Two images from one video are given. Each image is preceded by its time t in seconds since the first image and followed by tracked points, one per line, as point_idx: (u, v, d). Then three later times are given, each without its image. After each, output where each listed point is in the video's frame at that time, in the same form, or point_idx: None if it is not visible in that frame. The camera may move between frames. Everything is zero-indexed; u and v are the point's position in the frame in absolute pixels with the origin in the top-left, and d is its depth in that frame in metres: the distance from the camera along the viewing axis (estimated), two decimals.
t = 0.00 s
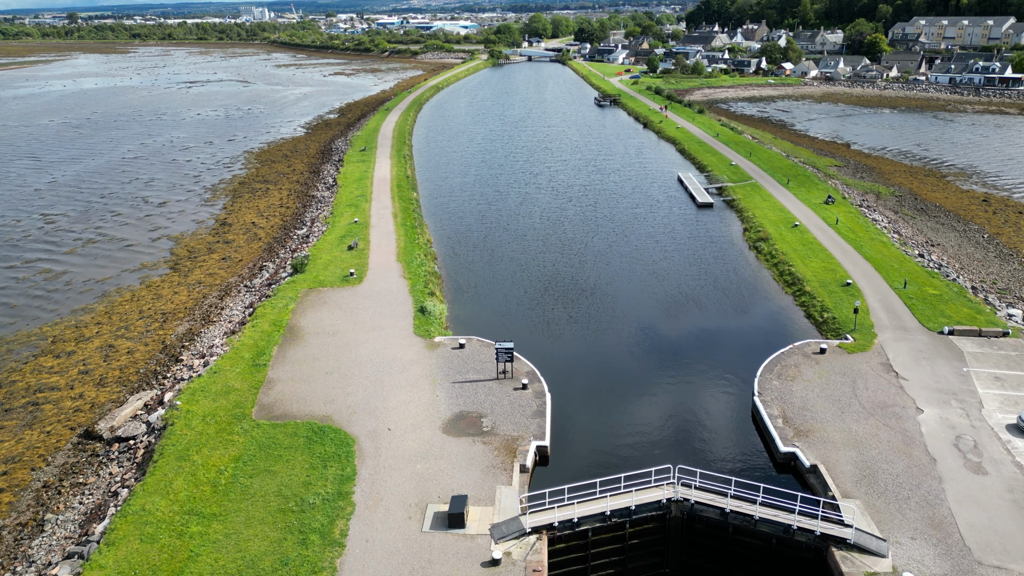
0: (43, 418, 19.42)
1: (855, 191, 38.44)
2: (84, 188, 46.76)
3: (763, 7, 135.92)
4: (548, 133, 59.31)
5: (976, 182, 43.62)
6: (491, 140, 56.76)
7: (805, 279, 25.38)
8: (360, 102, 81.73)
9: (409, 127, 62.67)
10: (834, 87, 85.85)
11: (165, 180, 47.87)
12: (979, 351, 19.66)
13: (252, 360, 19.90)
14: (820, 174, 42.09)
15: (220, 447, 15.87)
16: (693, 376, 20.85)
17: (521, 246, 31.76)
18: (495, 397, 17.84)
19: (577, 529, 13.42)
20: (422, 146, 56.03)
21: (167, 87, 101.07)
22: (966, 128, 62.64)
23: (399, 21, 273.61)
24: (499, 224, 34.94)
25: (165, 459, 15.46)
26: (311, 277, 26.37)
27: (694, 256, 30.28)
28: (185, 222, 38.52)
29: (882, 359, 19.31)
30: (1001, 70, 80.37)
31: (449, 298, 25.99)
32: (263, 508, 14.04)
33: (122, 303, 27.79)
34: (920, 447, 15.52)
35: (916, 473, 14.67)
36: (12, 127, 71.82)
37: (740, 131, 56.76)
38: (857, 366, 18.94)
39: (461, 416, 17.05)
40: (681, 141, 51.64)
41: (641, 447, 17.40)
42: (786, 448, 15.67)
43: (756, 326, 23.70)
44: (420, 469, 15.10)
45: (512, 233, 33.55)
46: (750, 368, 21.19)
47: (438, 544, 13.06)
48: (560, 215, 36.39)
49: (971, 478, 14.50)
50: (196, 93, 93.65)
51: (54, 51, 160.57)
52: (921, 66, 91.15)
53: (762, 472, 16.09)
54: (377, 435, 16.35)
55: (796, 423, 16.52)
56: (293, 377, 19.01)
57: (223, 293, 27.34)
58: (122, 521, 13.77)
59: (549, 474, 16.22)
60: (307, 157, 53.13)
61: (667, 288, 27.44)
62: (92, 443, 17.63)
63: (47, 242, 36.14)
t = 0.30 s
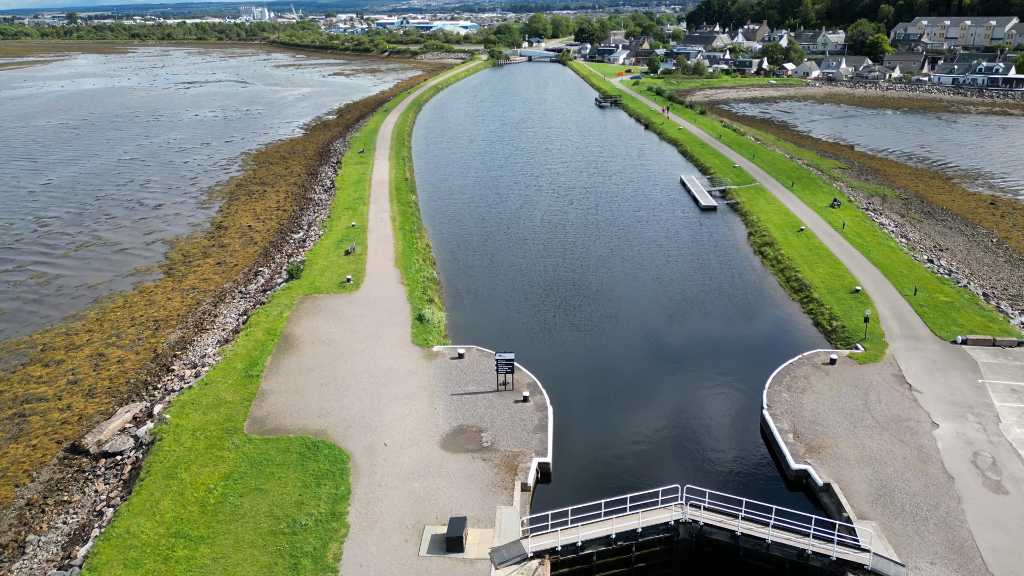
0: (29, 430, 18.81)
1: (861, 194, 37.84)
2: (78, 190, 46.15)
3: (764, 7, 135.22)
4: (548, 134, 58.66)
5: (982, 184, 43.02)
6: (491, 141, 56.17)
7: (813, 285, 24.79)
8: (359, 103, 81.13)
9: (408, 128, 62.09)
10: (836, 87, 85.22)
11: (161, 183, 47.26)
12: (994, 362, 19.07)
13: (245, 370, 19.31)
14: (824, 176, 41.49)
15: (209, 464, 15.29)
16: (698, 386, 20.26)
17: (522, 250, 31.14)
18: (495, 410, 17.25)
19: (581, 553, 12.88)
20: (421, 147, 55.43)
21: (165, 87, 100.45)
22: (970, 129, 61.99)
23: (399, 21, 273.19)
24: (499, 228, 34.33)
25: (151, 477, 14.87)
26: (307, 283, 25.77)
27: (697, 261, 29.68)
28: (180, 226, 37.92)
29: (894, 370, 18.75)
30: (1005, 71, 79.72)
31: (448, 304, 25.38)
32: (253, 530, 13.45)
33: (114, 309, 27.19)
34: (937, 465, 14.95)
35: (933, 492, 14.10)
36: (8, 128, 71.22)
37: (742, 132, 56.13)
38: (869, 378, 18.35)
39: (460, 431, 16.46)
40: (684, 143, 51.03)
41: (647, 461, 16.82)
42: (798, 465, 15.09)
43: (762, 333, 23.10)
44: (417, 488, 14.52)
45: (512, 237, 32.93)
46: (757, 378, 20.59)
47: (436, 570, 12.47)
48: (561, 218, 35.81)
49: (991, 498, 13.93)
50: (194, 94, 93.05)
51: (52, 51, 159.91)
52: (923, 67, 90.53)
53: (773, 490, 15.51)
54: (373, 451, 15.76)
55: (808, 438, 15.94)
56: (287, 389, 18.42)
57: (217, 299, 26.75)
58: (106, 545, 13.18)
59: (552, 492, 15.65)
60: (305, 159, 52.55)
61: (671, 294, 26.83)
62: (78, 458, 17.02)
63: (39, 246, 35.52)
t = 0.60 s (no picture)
0: (15, 444, 18.22)
1: (866, 197, 37.25)
2: (73, 192, 45.57)
3: (765, 7, 134.60)
4: (549, 135, 58.05)
5: (989, 187, 42.42)
6: (490, 143, 55.59)
7: (820, 292, 24.20)
8: (358, 104, 80.54)
9: (408, 129, 61.51)
10: (838, 88, 84.62)
11: (157, 185, 46.67)
12: (1010, 373, 18.47)
13: (237, 382, 18.73)
14: (829, 179, 40.90)
15: (198, 482, 14.72)
16: (707, 397, 19.64)
17: (523, 255, 30.55)
18: (495, 424, 16.66)
19: None
20: (420, 148, 54.84)
21: (163, 88, 99.84)
22: (975, 131, 61.34)
23: (398, 22, 272.68)
24: (500, 232, 33.75)
25: (137, 497, 14.31)
26: (302, 289, 25.18)
27: (701, 266, 29.07)
28: (175, 229, 37.34)
29: (907, 382, 18.18)
30: (1008, 71, 79.08)
31: (447, 311, 24.77)
32: (242, 554, 12.86)
33: (105, 316, 26.62)
34: (955, 483, 14.36)
35: (952, 513, 13.53)
36: (4, 129, 70.66)
37: (745, 134, 55.51)
38: (881, 390, 17.76)
39: (459, 446, 15.88)
40: (686, 144, 50.44)
41: (653, 475, 16.23)
42: (810, 484, 14.52)
43: (769, 341, 22.48)
44: (415, 508, 13.93)
45: (513, 241, 32.32)
46: (765, 388, 19.98)
47: None
48: (562, 221, 35.25)
49: (1013, 519, 13.34)
50: (192, 95, 92.45)
51: (51, 51, 159.28)
52: (926, 67, 89.91)
53: (783, 508, 14.90)
54: (368, 468, 15.18)
55: (820, 455, 15.35)
56: (280, 402, 17.83)
57: (211, 306, 26.18)
58: (87, 570, 12.62)
59: (554, 509, 15.08)
60: (302, 161, 51.97)
61: (674, 300, 26.23)
62: (63, 474, 16.44)
63: (31, 250, 34.92)
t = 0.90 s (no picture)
0: None
1: (872, 200, 36.65)
2: (67, 195, 44.97)
3: (766, 7, 133.99)
4: (549, 137, 57.48)
5: (995, 189, 41.85)
6: (490, 144, 55.01)
7: (829, 299, 23.60)
8: (357, 104, 79.95)
9: (407, 130, 60.90)
10: (840, 88, 84.06)
11: (152, 187, 46.06)
12: None
13: (228, 394, 18.13)
14: (833, 181, 40.31)
15: (185, 502, 14.14)
16: (712, 408, 19.04)
17: (523, 260, 29.95)
18: (495, 439, 16.08)
19: None
20: (418, 150, 54.28)
21: (161, 88, 99.21)
22: (979, 132, 60.76)
23: (397, 22, 272.14)
24: (499, 236, 33.15)
25: (121, 518, 13.72)
26: (297, 296, 24.59)
27: (705, 271, 28.52)
28: (169, 233, 36.72)
29: (921, 394, 17.61)
30: (1011, 72, 78.47)
31: (446, 319, 24.16)
32: None
33: (96, 323, 26.02)
34: (974, 503, 13.80)
35: (972, 536, 12.97)
36: None
37: (747, 135, 54.84)
38: (894, 404, 17.18)
39: (458, 463, 15.29)
40: (687, 146, 49.87)
41: (658, 491, 15.70)
42: (824, 504, 13.92)
43: (777, 350, 21.90)
44: (411, 530, 13.35)
45: (513, 245, 31.73)
46: (774, 400, 19.38)
47: None
48: (563, 225, 34.68)
49: None
50: (189, 95, 91.79)
51: (49, 51, 158.57)
52: (928, 68, 89.31)
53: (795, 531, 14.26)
54: (363, 487, 14.59)
55: (833, 472, 14.78)
56: (272, 415, 17.23)
57: (204, 313, 25.58)
58: None
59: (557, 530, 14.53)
60: (300, 162, 51.36)
61: (678, 306, 25.63)
62: (46, 491, 15.82)
63: (23, 255, 34.32)
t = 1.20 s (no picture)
0: None
1: (878, 203, 36.08)
2: (61, 197, 44.36)
3: (766, 7, 133.40)
4: (549, 138, 56.82)
5: (1002, 192, 41.27)
6: (490, 145, 54.44)
7: (837, 306, 23.01)
8: (356, 104, 79.35)
9: (405, 131, 60.28)
10: (843, 89, 83.51)
11: (147, 189, 45.42)
12: None
13: (219, 407, 17.52)
14: (837, 183, 39.71)
15: (172, 523, 13.56)
16: (720, 423, 18.45)
17: (523, 265, 29.38)
18: (496, 456, 15.47)
19: None
20: (417, 151, 53.70)
21: (159, 89, 98.55)
22: (983, 133, 60.18)
23: (397, 22, 271.57)
24: (499, 240, 32.56)
25: (104, 542, 13.16)
26: (292, 303, 24.01)
27: (709, 275, 27.94)
28: (164, 236, 36.12)
29: (935, 407, 17.03)
30: (1015, 73, 77.91)
31: (444, 326, 23.56)
32: None
33: (87, 331, 25.40)
34: (996, 525, 13.22)
35: (995, 561, 12.39)
36: None
37: (750, 136, 54.21)
38: (909, 418, 16.58)
39: (456, 481, 14.70)
40: (690, 147, 49.31)
41: (668, 517, 15.15)
42: (839, 525, 13.34)
43: (785, 359, 21.30)
44: (407, 553, 12.78)
45: (513, 250, 31.15)
46: (783, 414, 18.77)
47: None
48: (564, 229, 34.11)
49: None
50: (187, 96, 91.13)
51: (48, 51, 158.08)
52: (931, 68, 88.63)
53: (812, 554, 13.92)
54: (357, 507, 14.00)
55: (847, 492, 14.18)
56: (264, 429, 16.64)
57: (197, 321, 24.98)
58: None
59: (559, 555, 14.10)
60: (298, 164, 50.72)
61: (683, 311, 25.04)
62: (28, 509, 15.18)
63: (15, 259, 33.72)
